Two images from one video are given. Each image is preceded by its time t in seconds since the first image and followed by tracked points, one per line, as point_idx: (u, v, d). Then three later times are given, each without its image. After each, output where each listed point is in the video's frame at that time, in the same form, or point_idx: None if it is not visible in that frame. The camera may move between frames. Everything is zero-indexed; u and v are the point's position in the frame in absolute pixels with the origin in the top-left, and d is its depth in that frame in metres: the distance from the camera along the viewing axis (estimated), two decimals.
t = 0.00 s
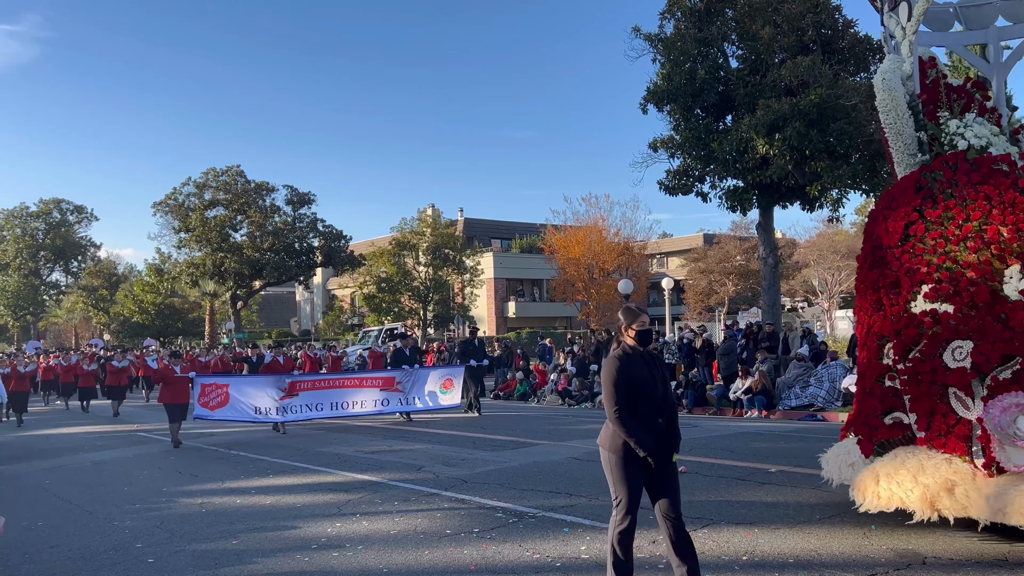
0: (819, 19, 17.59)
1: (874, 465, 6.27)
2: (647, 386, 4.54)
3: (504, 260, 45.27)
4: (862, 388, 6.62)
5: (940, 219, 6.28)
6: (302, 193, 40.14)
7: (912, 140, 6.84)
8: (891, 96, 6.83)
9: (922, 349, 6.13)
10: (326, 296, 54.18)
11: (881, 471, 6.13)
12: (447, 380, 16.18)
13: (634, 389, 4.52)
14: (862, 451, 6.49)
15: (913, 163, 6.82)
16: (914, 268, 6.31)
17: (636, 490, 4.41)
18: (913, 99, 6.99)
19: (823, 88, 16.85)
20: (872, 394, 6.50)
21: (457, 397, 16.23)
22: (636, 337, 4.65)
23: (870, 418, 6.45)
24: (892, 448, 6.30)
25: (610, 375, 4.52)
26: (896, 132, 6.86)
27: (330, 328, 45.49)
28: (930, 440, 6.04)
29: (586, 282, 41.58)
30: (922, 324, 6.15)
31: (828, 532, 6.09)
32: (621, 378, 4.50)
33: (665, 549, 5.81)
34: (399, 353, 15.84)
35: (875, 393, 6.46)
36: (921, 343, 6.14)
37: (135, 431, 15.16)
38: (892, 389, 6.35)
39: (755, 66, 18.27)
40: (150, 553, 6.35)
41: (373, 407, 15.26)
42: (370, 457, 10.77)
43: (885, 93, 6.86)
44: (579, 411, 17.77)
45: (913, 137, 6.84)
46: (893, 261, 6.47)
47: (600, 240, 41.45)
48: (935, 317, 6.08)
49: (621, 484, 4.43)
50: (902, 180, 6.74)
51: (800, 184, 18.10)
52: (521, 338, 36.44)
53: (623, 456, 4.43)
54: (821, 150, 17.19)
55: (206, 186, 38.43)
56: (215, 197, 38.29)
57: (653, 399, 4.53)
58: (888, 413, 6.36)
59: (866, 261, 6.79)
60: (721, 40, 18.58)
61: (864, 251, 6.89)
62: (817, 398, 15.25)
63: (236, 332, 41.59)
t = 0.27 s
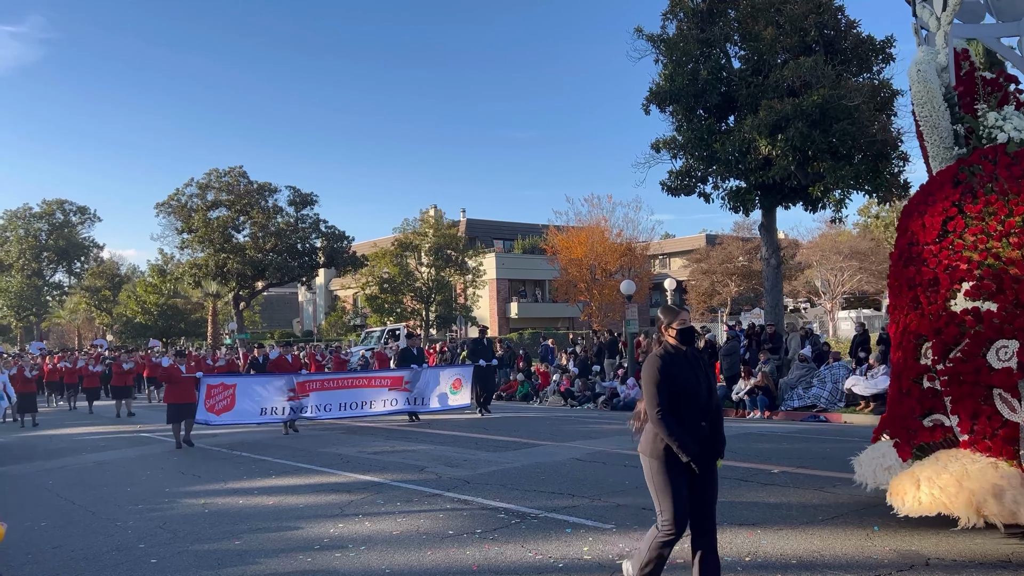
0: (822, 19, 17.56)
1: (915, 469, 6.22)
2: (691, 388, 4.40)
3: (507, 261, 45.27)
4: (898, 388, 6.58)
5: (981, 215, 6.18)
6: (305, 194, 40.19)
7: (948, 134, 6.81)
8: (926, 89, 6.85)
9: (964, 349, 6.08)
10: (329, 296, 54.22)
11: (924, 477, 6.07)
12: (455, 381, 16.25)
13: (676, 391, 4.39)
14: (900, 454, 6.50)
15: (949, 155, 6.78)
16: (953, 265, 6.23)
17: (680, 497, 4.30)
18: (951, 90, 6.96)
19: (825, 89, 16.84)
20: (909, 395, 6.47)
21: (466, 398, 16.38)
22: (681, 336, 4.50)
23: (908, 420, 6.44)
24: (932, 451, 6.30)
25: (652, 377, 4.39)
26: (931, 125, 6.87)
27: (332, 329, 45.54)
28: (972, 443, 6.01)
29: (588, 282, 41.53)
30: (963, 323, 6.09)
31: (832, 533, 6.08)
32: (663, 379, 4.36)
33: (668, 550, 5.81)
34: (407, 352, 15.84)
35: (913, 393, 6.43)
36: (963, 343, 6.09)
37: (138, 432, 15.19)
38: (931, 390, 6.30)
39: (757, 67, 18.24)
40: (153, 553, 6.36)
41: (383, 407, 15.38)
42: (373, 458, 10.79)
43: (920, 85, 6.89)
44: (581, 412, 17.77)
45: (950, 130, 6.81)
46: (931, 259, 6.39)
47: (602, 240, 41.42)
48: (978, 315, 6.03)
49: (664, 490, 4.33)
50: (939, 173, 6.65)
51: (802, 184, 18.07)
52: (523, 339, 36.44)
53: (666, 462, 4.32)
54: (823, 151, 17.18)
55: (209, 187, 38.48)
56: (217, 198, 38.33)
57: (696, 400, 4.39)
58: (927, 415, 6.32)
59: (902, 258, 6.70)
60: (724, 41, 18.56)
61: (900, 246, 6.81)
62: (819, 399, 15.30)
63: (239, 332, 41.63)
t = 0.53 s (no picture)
0: (825, 19, 17.53)
1: (957, 474, 6.17)
2: (728, 389, 4.17)
3: (509, 261, 45.26)
4: (937, 389, 6.61)
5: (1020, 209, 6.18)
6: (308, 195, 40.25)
7: (987, 126, 6.96)
8: (964, 80, 7.04)
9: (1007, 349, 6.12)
10: (331, 297, 54.27)
11: (967, 481, 6.02)
12: (465, 382, 16.13)
13: (713, 393, 4.15)
14: (940, 458, 6.51)
15: (988, 148, 6.91)
16: (994, 262, 6.25)
17: (727, 504, 4.07)
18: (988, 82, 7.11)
19: (828, 89, 16.84)
20: (950, 396, 6.50)
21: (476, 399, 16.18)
22: (713, 335, 4.28)
23: (949, 423, 6.47)
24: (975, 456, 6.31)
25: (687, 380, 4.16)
26: (969, 117, 7.03)
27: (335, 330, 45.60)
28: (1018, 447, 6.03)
29: (591, 283, 41.48)
30: (1006, 323, 6.12)
31: (835, 535, 6.07)
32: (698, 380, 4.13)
33: (671, 551, 5.80)
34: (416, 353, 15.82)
35: (954, 395, 6.46)
36: (1006, 343, 6.12)
37: (142, 433, 15.22)
38: (974, 391, 6.34)
39: (760, 68, 18.24)
40: (156, 553, 6.37)
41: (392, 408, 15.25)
42: (376, 458, 10.81)
43: (958, 77, 7.08)
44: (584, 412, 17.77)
45: (989, 122, 6.96)
46: (969, 254, 6.41)
47: (605, 241, 41.40)
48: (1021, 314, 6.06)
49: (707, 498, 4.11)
50: (980, 165, 6.60)
51: (805, 185, 18.05)
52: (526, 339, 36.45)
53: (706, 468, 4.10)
54: (826, 151, 17.18)
55: (212, 188, 38.53)
56: (220, 199, 38.39)
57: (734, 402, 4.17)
58: (970, 417, 6.37)
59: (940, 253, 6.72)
60: (726, 42, 18.55)
61: (938, 241, 6.77)
62: (822, 400, 15.28)
63: (242, 333, 41.67)
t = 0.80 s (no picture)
0: (828, 20, 17.51)
1: (1005, 480, 6.04)
2: (775, 398, 3.96)
3: (512, 262, 45.25)
4: (978, 390, 6.50)
5: None
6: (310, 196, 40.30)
7: None
8: (1004, 72, 7.17)
9: None
10: (334, 298, 54.33)
11: (1018, 488, 5.88)
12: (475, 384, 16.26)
13: (759, 400, 3.94)
14: (984, 461, 6.38)
15: None
16: None
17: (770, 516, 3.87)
18: None
19: (830, 90, 16.83)
20: (991, 397, 6.40)
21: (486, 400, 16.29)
22: (754, 339, 4.11)
23: (992, 425, 6.35)
24: (1019, 458, 6.18)
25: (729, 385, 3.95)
26: (1009, 108, 7.08)
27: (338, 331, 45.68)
28: None
29: (593, 283, 41.48)
30: None
31: (837, 535, 6.07)
32: (743, 386, 3.93)
33: (673, 552, 5.80)
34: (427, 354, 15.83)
35: (997, 396, 6.35)
36: None
37: (145, 434, 15.24)
38: (1018, 393, 6.23)
39: (763, 68, 18.23)
40: (159, 554, 6.38)
41: (403, 408, 15.29)
42: (378, 459, 10.84)
43: (999, 68, 7.21)
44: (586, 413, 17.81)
45: None
46: (1012, 251, 6.25)
47: (607, 242, 41.38)
48: None
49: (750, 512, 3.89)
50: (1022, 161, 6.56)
51: (808, 185, 18.03)
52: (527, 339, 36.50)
53: (752, 480, 3.88)
54: (829, 152, 17.19)
55: (214, 189, 38.55)
56: (222, 200, 38.42)
57: (780, 410, 3.96)
58: (1013, 419, 6.25)
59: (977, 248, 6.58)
60: (729, 42, 18.55)
61: (977, 237, 6.62)
62: (825, 400, 15.29)
63: (244, 334, 41.71)
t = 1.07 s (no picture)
0: (830, 20, 17.52)
1: None
2: (821, 394, 3.71)
3: (514, 262, 45.28)
4: None
5: None
6: (313, 197, 40.34)
7: None
8: None
9: None
10: (336, 299, 54.40)
11: None
12: (484, 384, 15.88)
13: (806, 395, 3.68)
14: None
15: None
16: None
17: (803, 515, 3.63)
18: None
19: (833, 90, 16.82)
20: None
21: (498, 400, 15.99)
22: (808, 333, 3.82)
23: None
24: None
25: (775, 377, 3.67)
26: None
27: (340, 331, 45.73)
28: None
29: (595, 284, 41.47)
30: None
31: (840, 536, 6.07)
32: (791, 379, 3.65)
33: (676, 552, 5.80)
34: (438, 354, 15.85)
35: None
36: None
37: (148, 434, 15.26)
38: None
39: (765, 68, 18.20)
40: (162, 554, 6.39)
41: (415, 409, 15.01)
42: (381, 459, 10.86)
43: None
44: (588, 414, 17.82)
45: None
46: None
47: (609, 242, 41.35)
48: None
49: (783, 512, 3.63)
50: None
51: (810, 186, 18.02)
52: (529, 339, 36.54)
53: (789, 475, 3.64)
54: (831, 152, 17.18)
55: (217, 190, 38.61)
56: (225, 201, 38.47)
57: (826, 408, 3.72)
58: None
59: None
60: (731, 42, 18.52)
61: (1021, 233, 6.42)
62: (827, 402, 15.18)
63: (247, 335, 41.76)
